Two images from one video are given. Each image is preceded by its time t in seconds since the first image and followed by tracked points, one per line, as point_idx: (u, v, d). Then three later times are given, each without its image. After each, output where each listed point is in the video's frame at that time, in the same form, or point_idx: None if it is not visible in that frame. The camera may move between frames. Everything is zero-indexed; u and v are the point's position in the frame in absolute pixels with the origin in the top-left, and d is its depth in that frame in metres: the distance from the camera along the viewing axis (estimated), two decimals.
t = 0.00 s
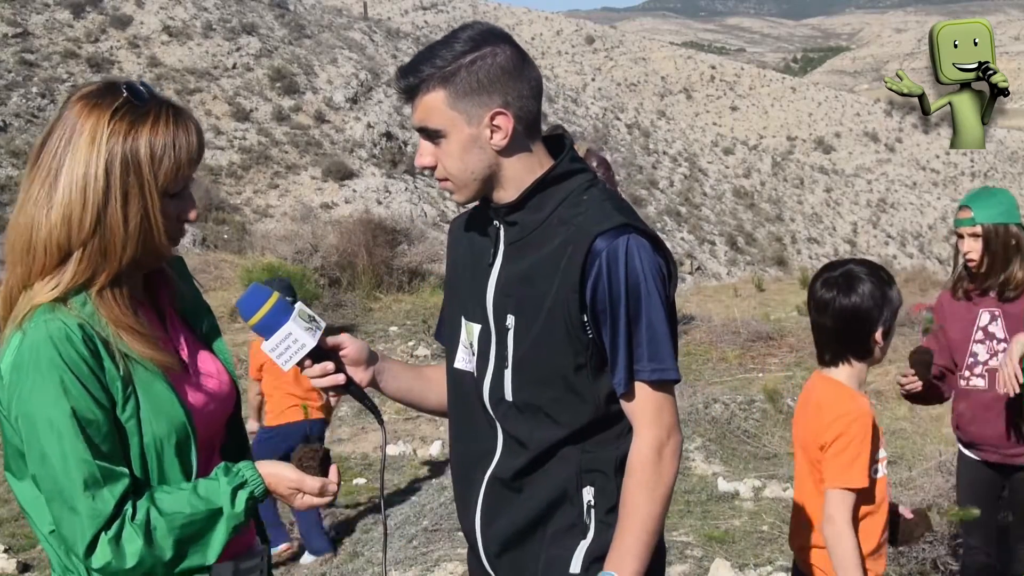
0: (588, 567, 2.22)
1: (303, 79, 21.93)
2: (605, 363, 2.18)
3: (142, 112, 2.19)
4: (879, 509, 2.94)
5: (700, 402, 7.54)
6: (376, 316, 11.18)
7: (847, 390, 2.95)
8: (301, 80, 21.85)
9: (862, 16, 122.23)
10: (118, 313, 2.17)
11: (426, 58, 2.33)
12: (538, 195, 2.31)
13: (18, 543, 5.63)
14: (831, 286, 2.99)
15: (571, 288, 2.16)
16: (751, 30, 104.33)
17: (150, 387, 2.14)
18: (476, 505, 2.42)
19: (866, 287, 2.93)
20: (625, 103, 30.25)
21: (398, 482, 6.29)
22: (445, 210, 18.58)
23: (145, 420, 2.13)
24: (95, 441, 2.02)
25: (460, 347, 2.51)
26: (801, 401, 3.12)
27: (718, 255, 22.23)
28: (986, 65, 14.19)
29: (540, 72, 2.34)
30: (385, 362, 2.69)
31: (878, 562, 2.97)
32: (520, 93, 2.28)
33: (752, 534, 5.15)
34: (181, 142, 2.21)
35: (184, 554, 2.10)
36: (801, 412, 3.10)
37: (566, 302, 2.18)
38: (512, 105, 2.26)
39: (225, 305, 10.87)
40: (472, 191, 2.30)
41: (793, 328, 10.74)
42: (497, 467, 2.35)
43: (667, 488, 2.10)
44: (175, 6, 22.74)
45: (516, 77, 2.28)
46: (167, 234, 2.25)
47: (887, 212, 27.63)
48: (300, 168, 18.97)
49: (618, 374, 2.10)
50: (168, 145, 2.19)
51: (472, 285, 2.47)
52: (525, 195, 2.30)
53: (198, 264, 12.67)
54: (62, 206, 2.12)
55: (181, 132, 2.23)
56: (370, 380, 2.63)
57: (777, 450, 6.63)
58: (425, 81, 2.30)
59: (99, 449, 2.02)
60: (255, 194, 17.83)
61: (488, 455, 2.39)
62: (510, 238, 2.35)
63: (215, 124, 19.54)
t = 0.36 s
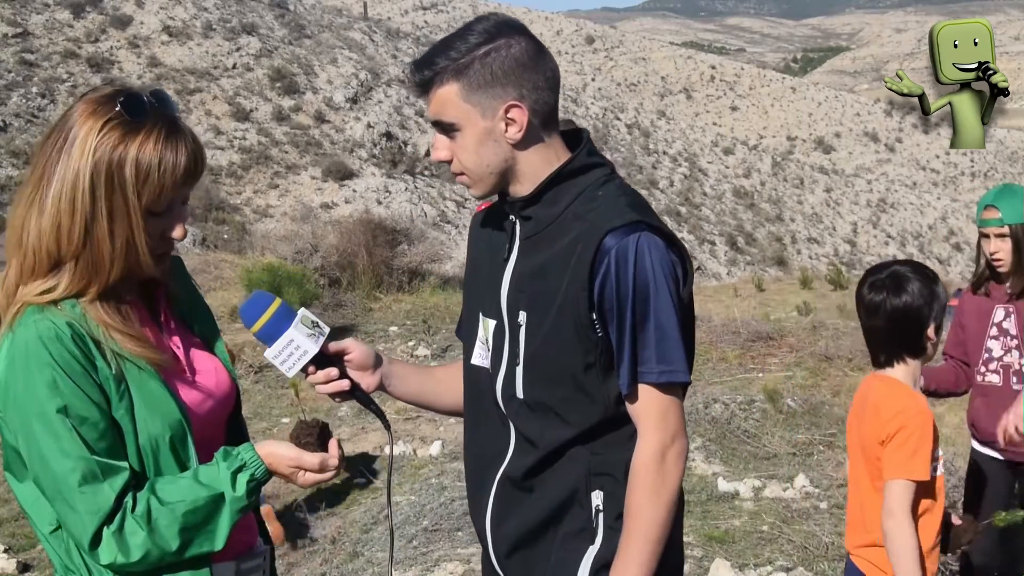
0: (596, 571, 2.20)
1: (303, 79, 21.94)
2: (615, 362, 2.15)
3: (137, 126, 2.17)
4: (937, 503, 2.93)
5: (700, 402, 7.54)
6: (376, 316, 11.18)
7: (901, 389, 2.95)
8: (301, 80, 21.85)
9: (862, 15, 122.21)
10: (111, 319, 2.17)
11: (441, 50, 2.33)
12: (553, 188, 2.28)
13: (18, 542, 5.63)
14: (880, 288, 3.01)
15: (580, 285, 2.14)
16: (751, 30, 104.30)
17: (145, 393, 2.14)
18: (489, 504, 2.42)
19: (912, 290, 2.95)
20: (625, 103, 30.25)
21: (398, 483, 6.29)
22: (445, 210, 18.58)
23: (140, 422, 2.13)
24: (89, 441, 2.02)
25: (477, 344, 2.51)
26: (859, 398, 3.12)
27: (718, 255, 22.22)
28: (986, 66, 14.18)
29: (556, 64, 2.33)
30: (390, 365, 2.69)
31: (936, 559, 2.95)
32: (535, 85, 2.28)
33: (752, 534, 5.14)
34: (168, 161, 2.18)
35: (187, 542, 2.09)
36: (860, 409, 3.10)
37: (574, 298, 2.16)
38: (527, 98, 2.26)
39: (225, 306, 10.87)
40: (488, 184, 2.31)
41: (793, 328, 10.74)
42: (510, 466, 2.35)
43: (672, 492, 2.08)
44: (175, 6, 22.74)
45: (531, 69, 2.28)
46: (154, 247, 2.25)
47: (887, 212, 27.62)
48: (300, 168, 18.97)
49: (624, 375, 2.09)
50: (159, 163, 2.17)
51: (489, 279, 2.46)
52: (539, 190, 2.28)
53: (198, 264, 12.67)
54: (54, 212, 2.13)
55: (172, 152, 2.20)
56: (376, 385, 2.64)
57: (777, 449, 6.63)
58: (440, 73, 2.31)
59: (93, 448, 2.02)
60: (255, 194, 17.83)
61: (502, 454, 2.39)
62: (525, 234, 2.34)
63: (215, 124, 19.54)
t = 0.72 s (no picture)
0: None
1: (303, 79, 21.94)
2: (627, 364, 2.14)
3: (106, 114, 2.15)
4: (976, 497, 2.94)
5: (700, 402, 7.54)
6: (377, 315, 11.18)
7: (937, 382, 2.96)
8: (301, 80, 21.86)
9: (862, 15, 122.17)
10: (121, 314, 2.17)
11: (457, 43, 2.34)
12: (566, 184, 2.27)
13: (17, 543, 5.63)
14: (910, 283, 3.00)
15: (591, 286, 2.13)
16: (751, 30, 104.23)
17: (155, 394, 2.13)
18: (502, 508, 2.40)
19: (947, 286, 2.95)
20: (625, 103, 30.25)
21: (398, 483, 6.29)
22: (445, 210, 18.57)
23: (147, 422, 2.12)
24: (97, 441, 2.01)
25: (492, 344, 2.49)
26: (875, 399, 3.11)
27: (718, 255, 22.22)
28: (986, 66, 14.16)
29: (573, 60, 2.33)
30: (400, 369, 2.66)
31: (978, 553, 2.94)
32: (551, 79, 2.28)
33: (752, 534, 5.14)
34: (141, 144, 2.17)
35: (190, 547, 2.08)
36: (879, 412, 3.08)
37: (584, 298, 2.14)
38: (542, 92, 2.26)
39: (225, 306, 10.88)
40: (501, 179, 2.31)
41: (793, 328, 10.73)
42: (523, 468, 2.33)
43: (687, 495, 2.07)
44: (175, 6, 22.75)
45: (547, 64, 2.28)
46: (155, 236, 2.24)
47: (887, 212, 27.61)
48: (300, 168, 18.97)
49: (635, 378, 2.08)
50: (133, 147, 2.16)
51: (503, 279, 2.44)
52: (551, 188, 2.28)
53: (198, 264, 12.67)
54: (49, 213, 2.13)
55: (140, 131, 2.18)
56: (384, 389, 2.62)
57: (777, 449, 6.63)
58: (453, 66, 2.32)
59: (101, 449, 2.02)
60: (255, 194, 17.83)
61: (517, 456, 2.37)
62: (537, 233, 2.32)
63: (215, 124, 19.54)
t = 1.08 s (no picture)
0: (601, 569, 2.19)
1: (303, 79, 21.94)
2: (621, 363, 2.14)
3: (79, 113, 2.15)
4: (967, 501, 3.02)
5: (700, 402, 7.54)
6: (377, 315, 11.18)
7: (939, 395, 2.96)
8: (301, 80, 21.85)
9: (863, 15, 122.20)
10: (117, 319, 2.16)
11: (436, 61, 2.29)
12: (560, 187, 2.25)
13: (18, 542, 5.63)
14: (916, 293, 3.00)
15: (588, 286, 2.12)
16: (751, 30, 104.20)
17: (152, 398, 2.12)
18: (486, 506, 2.38)
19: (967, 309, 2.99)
20: (625, 103, 30.27)
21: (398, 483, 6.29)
22: (445, 211, 18.58)
23: (143, 427, 2.11)
24: (90, 448, 2.00)
25: (475, 344, 2.48)
26: (853, 427, 3.06)
27: (718, 255, 22.23)
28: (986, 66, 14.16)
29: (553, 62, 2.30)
30: (395, 370, 2.66)
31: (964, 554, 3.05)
32: (536, 84, 2.25)
33: (752, 534, 5.15)
34: (115, 137, 2.15)
35: (182, 556, 2.07)
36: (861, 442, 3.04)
37: (582, 298, 2.14)
38: (532, 98, 2.22)
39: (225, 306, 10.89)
40: (498, 191, 2.26)
41: (793, 328, 10.74)
42: (508, 467, 2.32)
43: (680, 496, 2.06)
44: (175, 6, 22.76)
45: (527, 69, 2.25)
46: (149, 233, 2.24)
47: (887, 212, 27.61)
48: (300, 168, 18.97)
49: (632, 375, 2.07)
50: (106, 141, 2.14)
51: (490, 280, 2.43)
52: (545, 191, 2.25)
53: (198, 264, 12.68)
54: (35, 218, 2.12)
55: (112, 124, 2.16)
56: (378, 389, 2.62)
57: (776, 449, 6.64)
58: (439, 86, 2.26)
59: (94, 455, 2.00)
60: (255, 194, 17.83)
61: (500, 454, 2.36)
62: (528, 235, 2.31)
63: (215, 124, 19.53)
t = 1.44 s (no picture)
0: (598, 568, 2.17)
1: (303, 79, 21.93)
2: (618, 366, 2.13)
3: (105, 114, 2.13)
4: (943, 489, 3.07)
5: (700, 402, 7.55)
6: (377, 316, 11.18)
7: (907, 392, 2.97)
8: (301, 80, 21.85)
9: (863, 15, 122.26)
10: (118, 316, 2.16)
11: (428, 71, 2.24)
12: (554, 193, 2.24)
13: (18, 543, 5.63)
14: (878, 293, 3.00)
15: (585, 287, 2.11)
16: (751, 30, 104.20)
17: (151, 397, 2.12)
18: (480, 508, 2.36)
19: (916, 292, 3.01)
20: (625, 103, 30.28)
21: (398, 483, 6.29)
22: (445, 210, 18.60)
23: (141, 425, 2.10)
24: (89, 444, 1.99)
25: (465, 348, 2.45)
26: (837, 438, 3.01)
27: (718, 255, 22.24)
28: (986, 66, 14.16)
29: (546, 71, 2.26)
30: (389, 371, 2.60)
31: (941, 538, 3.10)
32: (530, 93, 2.21)
33: (752, 534, 5.15)
34: (139, 138, 2.14)
35: (180, 553, 2.06)
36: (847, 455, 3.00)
37: (578, 301, 2.12)
38: (528, 106, 2.19)
39: (226, 306, 10.90)
40: (495, 198, 2.23)
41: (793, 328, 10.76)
42: (502, 470, 2.30)
43: (676, 494, 2.05)
44: (175, 7, 22.76)
45: (520, 78, 2.21)
46: (157, 235, 2.23)
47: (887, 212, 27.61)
48: (300, 168, 18.97)
49: (631, 378, 2.05)
50: (130, 142, 2.13)
51: (481, 285, 2.40)
52: (539, 196, 2.23)
53: (199, 264, 12.69)
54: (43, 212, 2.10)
55: (137, 125, 2.14)
56: (374, 390, 2.56)
57: (776, 449, 6.63)
58: (431, 97, 2.21)
59: (93, 452, 2.00)
60: (255, 194, 17.83)
61: (495, 456, 2.34)
62: (522, 239, 2.28)
63: (215, 124, 19.54)
